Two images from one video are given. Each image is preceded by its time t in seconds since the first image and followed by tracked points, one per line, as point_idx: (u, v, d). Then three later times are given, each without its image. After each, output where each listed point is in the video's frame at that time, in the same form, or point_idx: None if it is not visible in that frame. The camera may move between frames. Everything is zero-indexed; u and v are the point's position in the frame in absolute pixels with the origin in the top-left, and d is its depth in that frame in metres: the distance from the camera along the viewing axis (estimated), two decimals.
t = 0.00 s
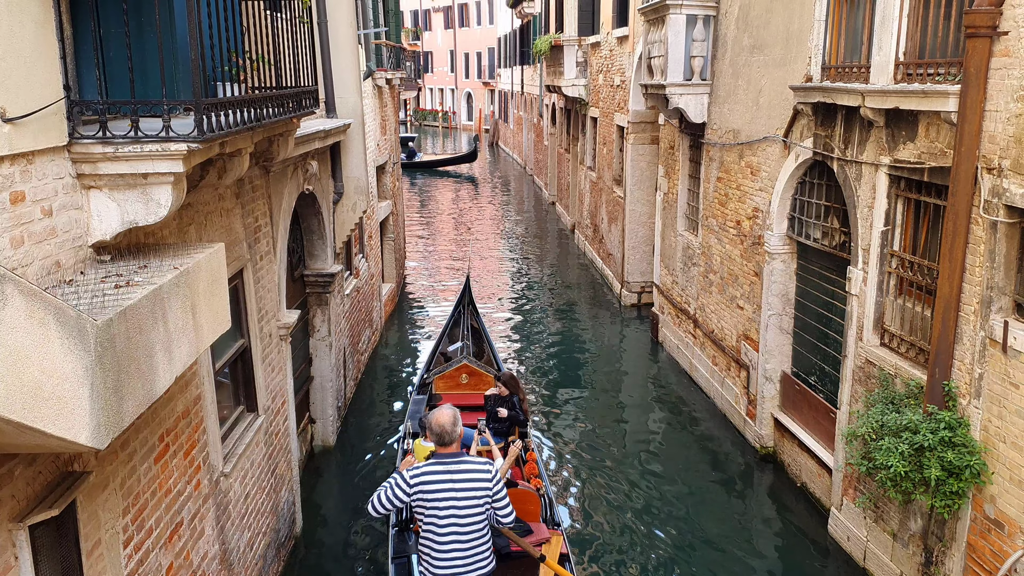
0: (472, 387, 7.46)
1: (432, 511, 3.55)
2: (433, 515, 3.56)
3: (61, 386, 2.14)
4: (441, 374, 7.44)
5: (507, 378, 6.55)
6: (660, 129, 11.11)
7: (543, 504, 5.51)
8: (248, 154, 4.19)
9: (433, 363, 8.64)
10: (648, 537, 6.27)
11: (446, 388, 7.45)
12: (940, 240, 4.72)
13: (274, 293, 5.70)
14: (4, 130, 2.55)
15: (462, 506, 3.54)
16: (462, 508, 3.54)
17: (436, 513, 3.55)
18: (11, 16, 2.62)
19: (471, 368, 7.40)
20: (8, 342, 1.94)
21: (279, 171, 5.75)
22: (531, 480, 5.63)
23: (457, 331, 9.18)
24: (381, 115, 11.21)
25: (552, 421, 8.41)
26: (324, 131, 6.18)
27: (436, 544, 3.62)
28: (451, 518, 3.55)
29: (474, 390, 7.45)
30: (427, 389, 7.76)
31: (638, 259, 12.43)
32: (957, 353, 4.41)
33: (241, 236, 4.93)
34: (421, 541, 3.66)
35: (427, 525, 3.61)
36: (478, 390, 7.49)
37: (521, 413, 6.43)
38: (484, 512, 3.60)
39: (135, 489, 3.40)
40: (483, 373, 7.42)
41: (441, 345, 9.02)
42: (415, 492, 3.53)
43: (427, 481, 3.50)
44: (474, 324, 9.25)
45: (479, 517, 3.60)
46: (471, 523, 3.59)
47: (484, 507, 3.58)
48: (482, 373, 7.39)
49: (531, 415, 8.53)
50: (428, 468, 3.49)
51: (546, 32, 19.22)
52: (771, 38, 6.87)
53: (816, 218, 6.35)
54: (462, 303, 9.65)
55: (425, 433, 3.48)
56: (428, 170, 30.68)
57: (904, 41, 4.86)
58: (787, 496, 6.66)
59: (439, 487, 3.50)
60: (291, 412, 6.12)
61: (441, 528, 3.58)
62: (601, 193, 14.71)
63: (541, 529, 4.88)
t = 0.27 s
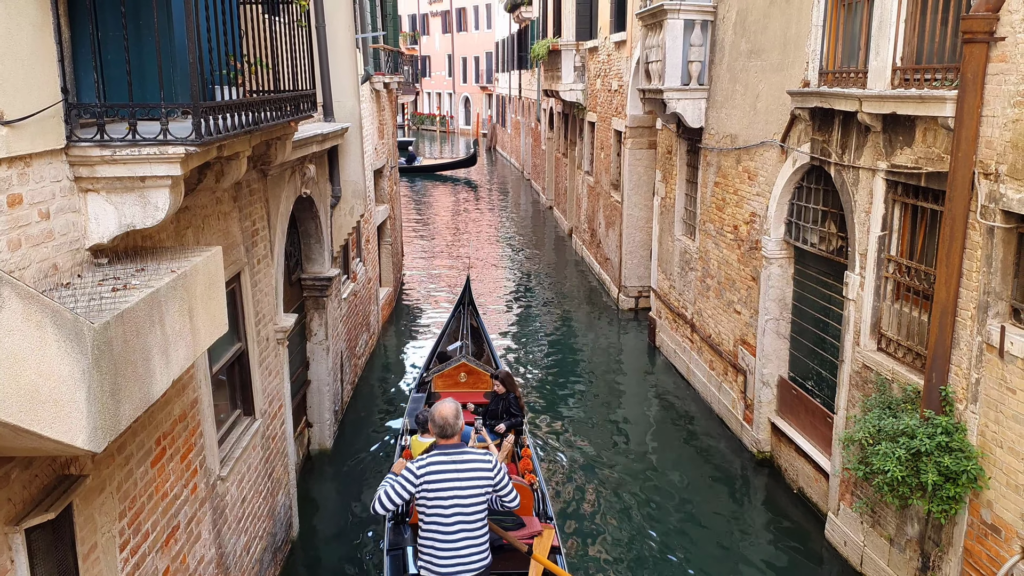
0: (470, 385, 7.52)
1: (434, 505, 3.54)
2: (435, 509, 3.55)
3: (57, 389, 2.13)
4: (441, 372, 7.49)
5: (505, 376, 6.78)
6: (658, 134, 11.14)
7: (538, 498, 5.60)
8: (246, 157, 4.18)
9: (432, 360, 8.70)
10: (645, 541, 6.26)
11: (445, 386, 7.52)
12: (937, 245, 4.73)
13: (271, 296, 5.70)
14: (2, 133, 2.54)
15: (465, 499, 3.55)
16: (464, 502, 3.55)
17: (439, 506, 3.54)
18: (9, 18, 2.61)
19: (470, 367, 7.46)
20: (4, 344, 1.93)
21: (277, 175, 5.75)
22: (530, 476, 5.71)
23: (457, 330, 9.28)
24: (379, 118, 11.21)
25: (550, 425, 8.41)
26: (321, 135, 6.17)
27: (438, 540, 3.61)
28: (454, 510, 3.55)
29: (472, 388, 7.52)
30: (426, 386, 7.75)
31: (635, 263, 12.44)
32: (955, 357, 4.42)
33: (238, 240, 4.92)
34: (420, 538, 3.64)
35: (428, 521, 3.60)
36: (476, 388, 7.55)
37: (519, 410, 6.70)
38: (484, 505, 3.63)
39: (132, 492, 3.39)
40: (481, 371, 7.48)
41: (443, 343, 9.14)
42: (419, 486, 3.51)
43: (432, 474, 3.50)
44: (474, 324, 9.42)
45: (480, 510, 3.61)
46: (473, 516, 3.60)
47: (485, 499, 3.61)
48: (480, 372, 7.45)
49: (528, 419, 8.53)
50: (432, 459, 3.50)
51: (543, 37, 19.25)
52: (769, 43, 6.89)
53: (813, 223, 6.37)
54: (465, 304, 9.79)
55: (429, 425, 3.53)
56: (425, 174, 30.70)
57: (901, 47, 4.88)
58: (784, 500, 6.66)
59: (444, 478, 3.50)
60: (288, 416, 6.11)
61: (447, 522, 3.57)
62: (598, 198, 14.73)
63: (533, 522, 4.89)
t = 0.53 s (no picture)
0: (469, 381, 7.65)
1: (429, 494, 3.62)
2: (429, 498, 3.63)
3: (55, 390, 2.13)
4: (440, 368, 7.59)
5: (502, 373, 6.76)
6: (655, 136, 11.15)
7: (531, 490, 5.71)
8: (244, 159, 4.18)
9: (432, 358, 8.70)
10: (643, 543, 6.26)
11: (444, 382, 7.65)
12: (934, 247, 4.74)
13: (268, 297, 5.69)
14: None
15: (458, 486, 3.64)
16: (460, 489, 3.65)
17: (433, 495, 3.62)
18: (6, 19, 2.61)
19: (469, 363, 7.60)
20: None
21: (274, 176, 5.74)
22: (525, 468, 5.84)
23: (457, 328, 9.27)
24: (377, 120, 11.21)
25: (548, 426, 8.42)
26: (319, 137, 6.15)
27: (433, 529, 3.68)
28: (448, 497, 3.64)
29: (471, 384, 7.65)
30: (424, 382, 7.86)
31: (632, 265, 12.45)
32: (952, 359, 4.42)
33: (236, 241, 4.92)
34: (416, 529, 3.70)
35: (422, 511, 3.68)
36: (474, 384, 7.69)
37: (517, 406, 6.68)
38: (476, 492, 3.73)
39: (128, 494, 3.39)
40: (480, 368, 7.62)
41: (440, 341, 9.10)
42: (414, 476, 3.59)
43: (425, 463, 3.59)
44: (474, 322, 9.40)
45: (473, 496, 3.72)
46: (466, 503, 3.69)
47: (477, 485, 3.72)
48: (479, 368, 7.59)
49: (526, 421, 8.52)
50: (425, 448, 3.59)
51: (541, 39, 19.27)
52: (766, 45, 6.90)
53: (810, 225, 6.38)
54: (466, 301, 9.76)
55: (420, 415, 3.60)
56: (423, 176, 30.69)
57: (898, 49, 4.89)
58: (781, 502, 6.66)
59: (437, 466, 3.59)
60: (285, 417, 6.10)
61: (445, 510, 3.65)
62: (596, 200, 14.73)
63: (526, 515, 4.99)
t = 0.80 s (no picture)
0: (468, 377, 7.78)
1: (420, 480, 3.64)
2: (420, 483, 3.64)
3: (54, 390, 2.12)
4: (441, 362, 7.74)
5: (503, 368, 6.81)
6: (654, 136, 11.16)
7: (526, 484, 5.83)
8: (243, 159, 4.18)
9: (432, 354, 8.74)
10: (641, 543, 6.26)
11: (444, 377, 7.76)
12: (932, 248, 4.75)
13: (267, 298, 5.68)
14: None
15: (449, 473, 3.64)
16: (450, 479, 3.65)
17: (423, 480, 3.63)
18: (5, 18, 2.61)
19: (469, 360, 7.75)
20: None
21: (273, 176, 5.74)
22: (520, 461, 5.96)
23: (457, 325, 9.30)
24: (375, 120, 11.20)
25: (547, 427, 8.42)
26: (317, 137, 6.15)
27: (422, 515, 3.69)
28: (438, 484, 3.64)
29: (470, 380, 7.78)
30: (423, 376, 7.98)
31: (631, 265, 12.45)
32: (950, 360, 4.43)
33: (234, 242, 4.92)
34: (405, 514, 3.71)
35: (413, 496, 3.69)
36: (474, 380, 7.81)
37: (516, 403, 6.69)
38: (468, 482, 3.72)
39: (127, 494, 3.38)
40: (480, 364, 7.77)
41: (440, 338, 9.16)
42: (404, 459, 3.63)
43: (417, 448, 3.61)
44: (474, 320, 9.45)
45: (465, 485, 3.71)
46: (455, 494, 3.69)
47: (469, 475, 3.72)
48: (479, 364, 7.74)
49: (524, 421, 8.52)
50: (417, 433, 3.61)
51: (539, 39, 19.27)
52: (765, 45, 6.90)
53: (809, 225, 6.38)
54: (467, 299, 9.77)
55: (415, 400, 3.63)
56: (421, 176, 30.68)
57: (896, 50, 4.89)
58: (780, 502, 6.66)
59: (428, 452, 3.61)
60: (283, 418, 6.09)
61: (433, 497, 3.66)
62: (595, 200, 14.73)
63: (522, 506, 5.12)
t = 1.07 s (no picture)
0: (466, 373, 7.82)
1: (411, 459, 3.86)
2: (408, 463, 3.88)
3: (50, 390, 2.12)
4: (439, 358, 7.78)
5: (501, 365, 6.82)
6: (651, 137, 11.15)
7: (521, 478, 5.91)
8: (240, 159, 4.17)
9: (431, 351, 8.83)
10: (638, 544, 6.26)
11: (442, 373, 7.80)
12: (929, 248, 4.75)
13: (263, 298, 5.67)
14: None
15: (434, 455, 3.85)
16: (439, 461, 3.87)
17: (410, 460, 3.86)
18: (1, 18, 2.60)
19: (466, 356, 7.77)
20: None
21: (269, 177, 5.73)
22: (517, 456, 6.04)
23: (457, 323, 9.35)
24: (372, 121, 11.19)
25: (543, 427, 8.43)
26: (314, 137, 6.14)
27: (409, 493, 3.92)
28: (422, 464, 3.86)
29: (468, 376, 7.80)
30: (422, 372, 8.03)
31: (627, 266, 12.46)
32: (946, 360, 4.44)
33: (231, 242, 4.91)
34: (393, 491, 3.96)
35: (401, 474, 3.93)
36: (471, 376, 7.84)
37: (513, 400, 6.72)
38: (455, 466, 3.92)
39: (123, 495, 3.37)
40: (477, 361, 7.79)
41: (441, 334, 9.23)
42: (399, 439, 3.85)
43: (412, 429, 3.84)
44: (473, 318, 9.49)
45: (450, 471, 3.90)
46: (444, 476, 3.90)
47: (455, 459, 3.92)
48: (477, 361, 7.76)
49: (521, 421, 8.52)
50: (407, 413, 3.85)
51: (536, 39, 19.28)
52: (761, 46, 6.90)
53: (805, 225, 6.39)
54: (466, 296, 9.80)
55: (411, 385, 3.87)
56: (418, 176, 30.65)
57: (892, 51, 4.90)
58: (776, 502, 6.67)
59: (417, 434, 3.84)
60: (280, 418, 6.08)
61: (423, 477, 3.89)
62: (591, 201, 14.73)
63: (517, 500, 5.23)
